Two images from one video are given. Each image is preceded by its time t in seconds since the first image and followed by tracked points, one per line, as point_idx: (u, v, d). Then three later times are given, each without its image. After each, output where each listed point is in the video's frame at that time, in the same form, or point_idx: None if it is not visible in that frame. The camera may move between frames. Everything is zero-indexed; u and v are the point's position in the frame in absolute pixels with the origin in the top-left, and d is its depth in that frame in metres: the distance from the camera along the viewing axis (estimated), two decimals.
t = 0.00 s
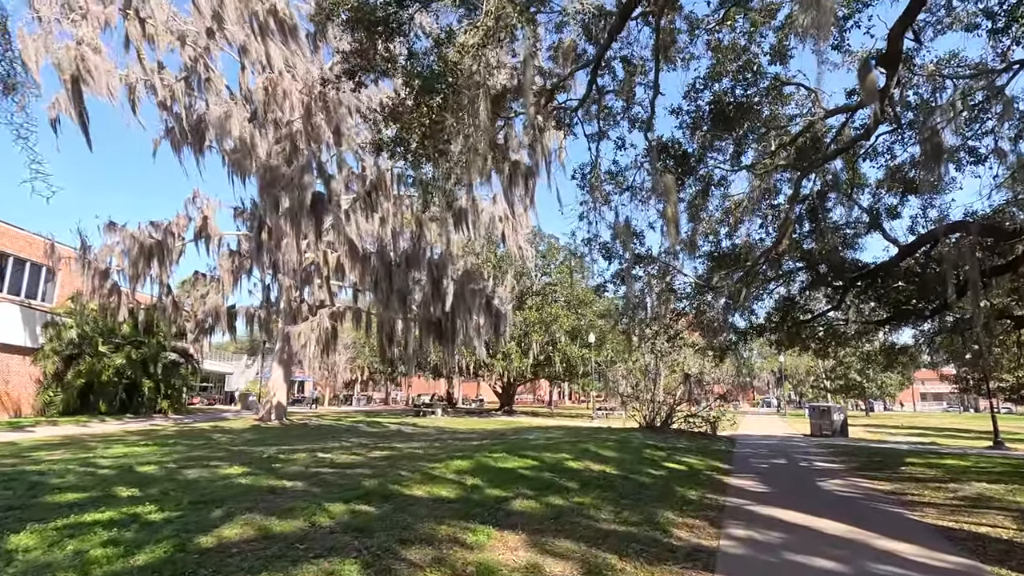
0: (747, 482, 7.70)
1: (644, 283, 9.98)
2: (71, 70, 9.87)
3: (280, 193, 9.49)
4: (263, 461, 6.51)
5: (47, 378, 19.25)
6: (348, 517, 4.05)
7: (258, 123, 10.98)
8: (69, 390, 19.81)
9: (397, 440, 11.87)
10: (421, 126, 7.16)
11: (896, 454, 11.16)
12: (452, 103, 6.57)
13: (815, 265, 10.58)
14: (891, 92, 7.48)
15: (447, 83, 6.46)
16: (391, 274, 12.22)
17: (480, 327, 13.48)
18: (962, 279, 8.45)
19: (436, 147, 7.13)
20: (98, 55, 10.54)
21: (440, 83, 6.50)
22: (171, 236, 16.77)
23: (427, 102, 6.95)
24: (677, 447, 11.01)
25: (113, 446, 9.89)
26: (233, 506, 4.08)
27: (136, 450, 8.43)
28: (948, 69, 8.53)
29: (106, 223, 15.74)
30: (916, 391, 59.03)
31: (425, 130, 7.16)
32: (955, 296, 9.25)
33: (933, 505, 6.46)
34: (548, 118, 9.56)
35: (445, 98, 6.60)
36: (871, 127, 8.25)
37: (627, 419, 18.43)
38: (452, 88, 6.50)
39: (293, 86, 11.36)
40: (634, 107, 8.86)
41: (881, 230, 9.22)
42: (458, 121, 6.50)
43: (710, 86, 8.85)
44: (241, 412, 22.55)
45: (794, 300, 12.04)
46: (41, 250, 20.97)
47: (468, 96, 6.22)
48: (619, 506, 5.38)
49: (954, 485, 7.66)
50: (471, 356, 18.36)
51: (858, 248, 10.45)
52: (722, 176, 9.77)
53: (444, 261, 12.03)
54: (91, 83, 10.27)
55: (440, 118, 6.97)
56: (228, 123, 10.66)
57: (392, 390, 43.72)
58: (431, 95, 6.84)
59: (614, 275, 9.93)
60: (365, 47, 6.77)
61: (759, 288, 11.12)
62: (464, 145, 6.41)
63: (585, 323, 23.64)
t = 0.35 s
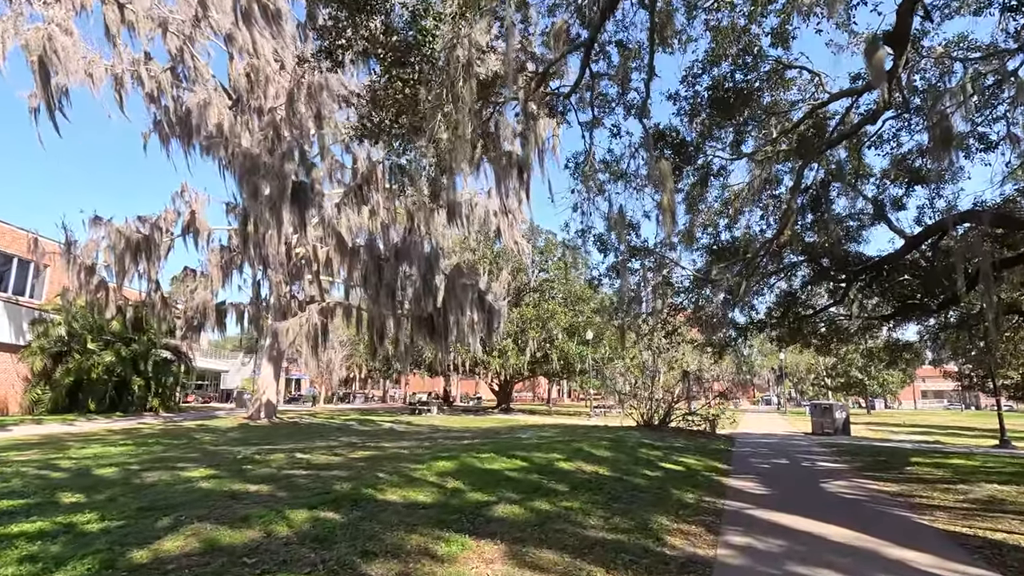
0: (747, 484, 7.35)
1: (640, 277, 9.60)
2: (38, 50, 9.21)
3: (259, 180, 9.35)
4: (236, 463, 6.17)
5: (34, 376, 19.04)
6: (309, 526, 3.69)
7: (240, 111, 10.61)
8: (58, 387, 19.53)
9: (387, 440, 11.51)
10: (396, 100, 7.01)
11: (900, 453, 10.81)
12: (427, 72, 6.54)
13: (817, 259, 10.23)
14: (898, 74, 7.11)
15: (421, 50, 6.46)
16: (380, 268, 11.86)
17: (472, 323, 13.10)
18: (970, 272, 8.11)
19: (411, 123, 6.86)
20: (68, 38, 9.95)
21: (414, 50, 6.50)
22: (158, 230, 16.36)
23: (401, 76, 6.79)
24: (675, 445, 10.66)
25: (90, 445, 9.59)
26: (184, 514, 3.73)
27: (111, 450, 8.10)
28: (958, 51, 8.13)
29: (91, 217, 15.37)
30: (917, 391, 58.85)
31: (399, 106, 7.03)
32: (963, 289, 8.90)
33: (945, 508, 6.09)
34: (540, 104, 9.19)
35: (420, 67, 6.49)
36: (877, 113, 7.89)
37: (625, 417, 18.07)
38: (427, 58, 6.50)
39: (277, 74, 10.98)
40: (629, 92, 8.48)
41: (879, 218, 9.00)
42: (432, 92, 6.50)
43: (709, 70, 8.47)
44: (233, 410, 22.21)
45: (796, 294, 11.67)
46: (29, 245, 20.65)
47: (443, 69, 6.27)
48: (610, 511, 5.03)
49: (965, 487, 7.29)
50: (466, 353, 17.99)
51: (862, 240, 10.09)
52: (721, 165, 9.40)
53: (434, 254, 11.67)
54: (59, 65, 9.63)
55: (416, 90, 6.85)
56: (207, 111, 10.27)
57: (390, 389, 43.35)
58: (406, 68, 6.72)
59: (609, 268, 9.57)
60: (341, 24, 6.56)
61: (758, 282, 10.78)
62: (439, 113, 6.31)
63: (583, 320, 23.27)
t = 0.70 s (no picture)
0: (747, 488, 7.02)
1: (636, 273, 9.24)
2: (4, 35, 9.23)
3: (237, 171, 9.37)
4: (207, 468, 5.84)
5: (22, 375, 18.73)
6: (263, 542, 3.36)
7: (221, 100, 10.24)
8: (46, 386, 19.22)
9: (376, 441, 11.18)
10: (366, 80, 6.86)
11: (905, 454, 10.47)
12: (396, 49, 6.48)
13: (820, 254, 9.89)
14: (905, 58, 6.77)
15: (394, 22, 6.32)
16: (369, 264, 11.51)
17: (464, 321, 12.75)
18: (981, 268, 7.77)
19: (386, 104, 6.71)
20: (37, 22, 10.10)
21: (383, 20, 6.31)
22: (145, 226, 16.01)
23: (372, 50, 6.59)
24: (673, 447, 10.32)
25: (67, 447, 9.28)
26: (126, 529, 3.41)
27: (84, 453, 7.77)
28: (968, 35, 7.77)
29: (76, 211, 15.04)
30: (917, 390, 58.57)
31: (372, 86, 6.83)
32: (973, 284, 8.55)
33: (956, 516, 5.75)
34: (532, 92, 8.82)
35: (387, 42, 6.46)
36: (883, 101, 7.53)
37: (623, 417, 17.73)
38: (402, 31, 6.40)
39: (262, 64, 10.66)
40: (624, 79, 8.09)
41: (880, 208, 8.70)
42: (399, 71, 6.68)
43: (708, 56, 8.11)
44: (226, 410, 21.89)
45: (799, 291, 11.32)
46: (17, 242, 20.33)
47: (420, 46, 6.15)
48: (600, 521, 4.68)
49: (976, 492, 6.95)
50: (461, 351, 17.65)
51: (867, 235, 9.74)
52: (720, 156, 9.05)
53: (425, 249, 11.33)
54: (24, 49, 9.74)
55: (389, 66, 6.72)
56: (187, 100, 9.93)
57: (388, 388, 43.01)
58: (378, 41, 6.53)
59: (604, 263, 9.20)
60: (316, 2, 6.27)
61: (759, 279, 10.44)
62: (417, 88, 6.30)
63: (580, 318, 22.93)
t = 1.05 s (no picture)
0: (746, 492, 6.67)
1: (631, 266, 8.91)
2: None
3: (214, 160, 9.29)
4: (173, 470, 5.52)
5: (10, 373, 18.44)
6: (204, 558, 3.02)
7: (202, 89, 9.89)
8: (34, 385, 18.93)
9: (365, 441, 10.85)
10: (333, 50, 6.68)
11: (911, 455, 10.10)
12: (361, 14, 6.40)
13: (823, 248, 9.53)
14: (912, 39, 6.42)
15: None
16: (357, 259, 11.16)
17: (456, 317, 12.39)
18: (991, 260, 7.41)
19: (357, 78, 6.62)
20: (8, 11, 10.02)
21: None
22: (132, 222, 15.64)
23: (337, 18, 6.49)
24: (670, 447, 9.98)
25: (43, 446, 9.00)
26: (54, 542, 3.08)
27: (55, 454, 7.47)
28: (979, 16, 7.41)
29: (62, 205, 14.71)
30: (920, 389, 58.06)
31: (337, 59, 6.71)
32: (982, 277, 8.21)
33: (969, 523, 5.39)
34: (522, 79, 8.49)
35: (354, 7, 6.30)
36: (888, 85, 7.19)
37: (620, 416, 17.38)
38: None
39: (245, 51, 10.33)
40: (618, 65, 7.75)
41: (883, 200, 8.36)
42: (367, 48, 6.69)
43: (706, 40, 7.77)
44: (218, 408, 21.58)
45: (801, 287, 10.95)
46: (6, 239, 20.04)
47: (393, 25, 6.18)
48: (586, 530, 4.35)
49: (988, 496, 6.59)
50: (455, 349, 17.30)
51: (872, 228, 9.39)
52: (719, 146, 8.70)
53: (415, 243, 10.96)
54: None
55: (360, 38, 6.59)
56: (166, 88, 9.64)
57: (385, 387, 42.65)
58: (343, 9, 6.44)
59: (599, 257, 8.86)
60: None
61: (760, 274, 10.08)
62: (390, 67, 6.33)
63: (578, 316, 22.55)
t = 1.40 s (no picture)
0: (749, 497, 6.31)
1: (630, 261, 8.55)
2: None
3: (197, 154, 9.04)
4: (140, 475, 5.21)
5: (3, 373, 18.24)
6: None
7: (186, 80, 9.57)
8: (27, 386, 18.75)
9: (356, 442, 10.53)
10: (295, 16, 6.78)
11: (923, 458, 9.69)
12: None
13: (830, 241, 9.11)
14: (928, 16, 6.04)
15: None
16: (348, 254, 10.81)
17: (451, 315, 12.04)
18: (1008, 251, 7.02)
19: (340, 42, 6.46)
20: None
21: None
22: (123, 219, 15.40)
23: None
24: (672, 449, 9.63)
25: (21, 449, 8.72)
26: None
27: (28, 456, 7.18)
28: None
29: (51, 202, 14.44)
30: (926, 389, 57.57)
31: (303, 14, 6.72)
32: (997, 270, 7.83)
33: (992, 533, 4.99)
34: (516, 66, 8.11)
35: None
36: (900, 68, 6.79)
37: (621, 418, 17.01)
38: None
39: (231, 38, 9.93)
40: (615, 48, 7.38)
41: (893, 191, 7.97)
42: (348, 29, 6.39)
43: (707, 23, 7.42)
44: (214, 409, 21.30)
45: (805, 283, 10.56)
46: None
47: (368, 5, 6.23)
48: (576, 541, 4.00)
49: (1008, 502, 6.19)
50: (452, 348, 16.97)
51: (880, 220, 9.00)
52: (721, 136, 8.32)
53: (407, 238, 10.64)
54: None
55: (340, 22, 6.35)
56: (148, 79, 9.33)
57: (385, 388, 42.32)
58: None
59: (596, 251, 8.50)
60: None
61: (764, 270, 9.72)
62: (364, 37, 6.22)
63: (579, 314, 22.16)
